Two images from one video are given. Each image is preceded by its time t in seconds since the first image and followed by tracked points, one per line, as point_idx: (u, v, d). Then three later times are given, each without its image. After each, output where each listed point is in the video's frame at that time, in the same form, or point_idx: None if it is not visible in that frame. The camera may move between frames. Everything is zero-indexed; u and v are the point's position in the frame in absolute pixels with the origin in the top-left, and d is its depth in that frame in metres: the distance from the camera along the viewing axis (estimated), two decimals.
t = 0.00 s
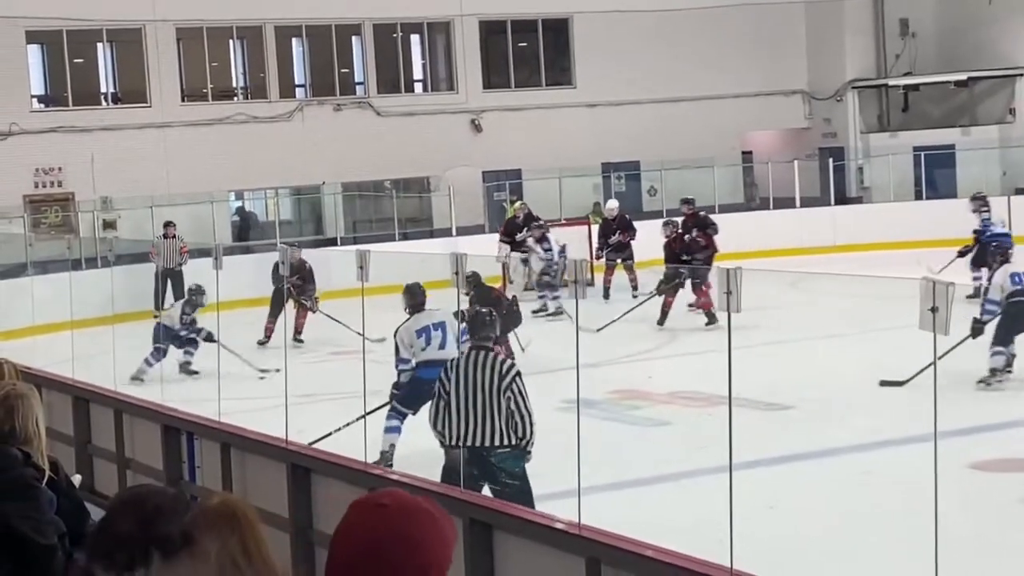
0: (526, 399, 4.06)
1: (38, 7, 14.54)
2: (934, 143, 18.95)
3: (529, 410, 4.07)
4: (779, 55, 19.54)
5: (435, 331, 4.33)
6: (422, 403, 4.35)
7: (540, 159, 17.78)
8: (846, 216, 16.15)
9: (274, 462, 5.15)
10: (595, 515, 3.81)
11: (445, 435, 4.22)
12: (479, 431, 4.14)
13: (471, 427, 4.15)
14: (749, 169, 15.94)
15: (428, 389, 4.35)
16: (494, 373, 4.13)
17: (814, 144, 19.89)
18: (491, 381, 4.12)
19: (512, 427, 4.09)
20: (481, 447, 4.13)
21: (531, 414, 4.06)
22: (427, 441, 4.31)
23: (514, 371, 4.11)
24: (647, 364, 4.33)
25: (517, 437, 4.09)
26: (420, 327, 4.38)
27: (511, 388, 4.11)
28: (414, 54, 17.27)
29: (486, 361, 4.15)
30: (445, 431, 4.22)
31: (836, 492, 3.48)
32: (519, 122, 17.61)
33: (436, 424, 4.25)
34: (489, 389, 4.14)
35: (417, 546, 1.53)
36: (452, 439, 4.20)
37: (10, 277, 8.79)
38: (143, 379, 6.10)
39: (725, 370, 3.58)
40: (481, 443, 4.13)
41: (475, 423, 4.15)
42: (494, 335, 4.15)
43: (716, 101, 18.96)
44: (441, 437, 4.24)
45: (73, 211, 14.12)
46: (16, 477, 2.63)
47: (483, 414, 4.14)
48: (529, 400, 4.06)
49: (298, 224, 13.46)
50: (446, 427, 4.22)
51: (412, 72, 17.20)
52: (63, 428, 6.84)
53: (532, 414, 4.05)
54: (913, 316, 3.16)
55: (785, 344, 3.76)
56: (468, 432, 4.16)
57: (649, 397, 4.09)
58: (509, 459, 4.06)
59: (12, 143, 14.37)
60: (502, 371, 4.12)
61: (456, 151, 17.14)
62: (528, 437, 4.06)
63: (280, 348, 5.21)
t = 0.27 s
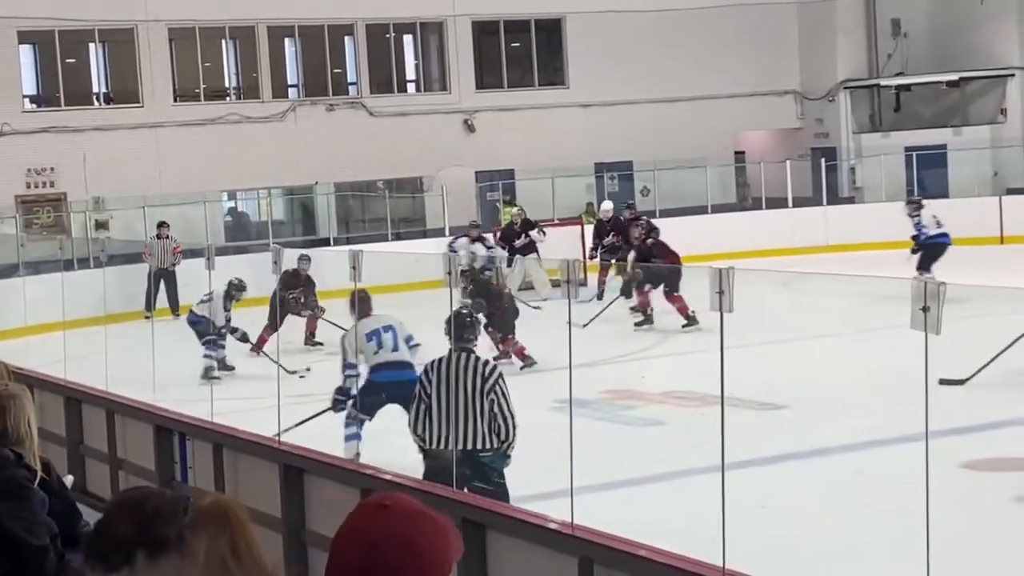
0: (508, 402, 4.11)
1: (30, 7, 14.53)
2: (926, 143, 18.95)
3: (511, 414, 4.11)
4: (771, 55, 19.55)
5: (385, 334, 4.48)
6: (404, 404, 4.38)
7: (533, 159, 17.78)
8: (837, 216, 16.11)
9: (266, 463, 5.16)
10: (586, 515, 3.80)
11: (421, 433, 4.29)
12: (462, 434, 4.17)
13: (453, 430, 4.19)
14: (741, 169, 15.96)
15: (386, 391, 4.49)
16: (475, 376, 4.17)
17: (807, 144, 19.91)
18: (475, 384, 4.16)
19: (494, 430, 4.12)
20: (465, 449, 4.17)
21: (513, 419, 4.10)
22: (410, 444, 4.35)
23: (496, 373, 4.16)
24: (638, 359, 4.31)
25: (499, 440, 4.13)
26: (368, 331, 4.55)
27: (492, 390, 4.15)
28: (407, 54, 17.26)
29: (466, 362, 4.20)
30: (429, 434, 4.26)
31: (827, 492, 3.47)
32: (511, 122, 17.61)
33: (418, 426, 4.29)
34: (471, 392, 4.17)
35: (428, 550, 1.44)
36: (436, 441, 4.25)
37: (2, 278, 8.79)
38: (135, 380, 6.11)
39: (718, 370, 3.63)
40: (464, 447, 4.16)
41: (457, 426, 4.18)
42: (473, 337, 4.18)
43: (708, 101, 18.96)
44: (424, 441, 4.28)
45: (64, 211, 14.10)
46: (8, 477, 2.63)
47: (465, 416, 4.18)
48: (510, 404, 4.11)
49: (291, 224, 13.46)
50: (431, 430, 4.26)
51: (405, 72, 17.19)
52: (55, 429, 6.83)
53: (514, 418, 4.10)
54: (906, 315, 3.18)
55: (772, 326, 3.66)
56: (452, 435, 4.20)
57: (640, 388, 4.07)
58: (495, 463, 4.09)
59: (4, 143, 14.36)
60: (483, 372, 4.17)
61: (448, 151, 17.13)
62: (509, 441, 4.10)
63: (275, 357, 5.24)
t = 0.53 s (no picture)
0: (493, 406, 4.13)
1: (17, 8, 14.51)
2: (914, 144, 18.98)
3: (496, 419, 4.14)
4: (760, 57, 19.57)
5: (333, 331, 4.65)
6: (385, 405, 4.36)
7: (522, 160, 17.78)
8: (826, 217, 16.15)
9: (254, 464, 5.16)
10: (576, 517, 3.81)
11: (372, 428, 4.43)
12: (446, 437, 4.17)
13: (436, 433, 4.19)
14: (730, 170, 15.96)
15: (333, 389, 4.64)
16: (460, 380, 4.16)
17: (795, 145, 19.95)
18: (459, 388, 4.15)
19: (477, 435, 4.13)
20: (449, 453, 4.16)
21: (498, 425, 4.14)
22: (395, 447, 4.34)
23: (481, 377, 4.14)
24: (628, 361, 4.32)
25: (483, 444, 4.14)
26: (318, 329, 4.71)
27: (476, 394, 4.14)
28: (396, 54, 17.23)
29: (450, 365, 4.19)
30: (412, 436, 4.26)
31: (814, 492, 3.49)
32: (500, 123, 17.62)
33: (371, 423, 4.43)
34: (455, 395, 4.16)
35: (364, 537, 1.53)
36: (419, 444, 4.24)
37: None
38: (123, 381, 6.11)
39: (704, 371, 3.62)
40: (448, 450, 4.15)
41: (441, 429, 4.18)
42: (458, 339, 4.17)
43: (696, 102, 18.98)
44: (406, 442, 4.28)
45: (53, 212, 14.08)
46: None
47: (448, 419, 4.17)
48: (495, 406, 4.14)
49: (280, 226, 13.46)
50: (414, 432, 4.25)
51: (394, 73, 17.17)
52: (43, 430, 6.83)
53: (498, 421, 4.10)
54: (893, 315, 3.17)
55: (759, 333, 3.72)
56: (436, 439, 4.19)
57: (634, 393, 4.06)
58: (479, 466, 4.10)
59: None
60: (468, 375, 4.15)
61: (438, 152, 17.12)
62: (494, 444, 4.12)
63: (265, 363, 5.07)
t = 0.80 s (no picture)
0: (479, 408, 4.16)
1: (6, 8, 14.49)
2: (904, 144, 19.00)
3: (483, 423, 4.17)
4: (750, 57, 19.58)
5: (307, 330, 4.78)
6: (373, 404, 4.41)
7: (513, 161, 17.77)
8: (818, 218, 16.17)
9: (245, 465, 5.15)
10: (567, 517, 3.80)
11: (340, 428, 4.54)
12: (432, 438, 4.22)
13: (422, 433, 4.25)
14: (722, 170, 15.97)
15: (307, 387, 4.82)
16: (445, 382, 4.19)
17: (786, 146, 19.96)
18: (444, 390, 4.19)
19: (463, 437, 4.19)
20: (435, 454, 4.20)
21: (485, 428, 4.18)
22: (383, 448, 4.39)
23: (467, 379, 4.17)
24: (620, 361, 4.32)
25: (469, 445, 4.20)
26: (291, 329, 4.85)
27: (462, 396, 4.18)
28: (387, 55, 17.21)
29: (436, 366, 4.21)
30: (399, 436, 4.31)
31: (807, 494, 3.48)
32: (491, 123, 17.61)
33: (339, 424, 4.53)
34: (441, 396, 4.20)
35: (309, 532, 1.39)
36: (405, 443, 4.29)
37: None
38: (113, 381, 6.10)
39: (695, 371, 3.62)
40: (433, 451, 4.20)
41: (427, 429, 4.24)
42: (444, 340, 4.20)
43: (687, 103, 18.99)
44: (394, 441, 4.33)
45: (42, 212, 14.05)
46: None
47: (434, 420, 4.22)
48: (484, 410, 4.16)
49: (270, 226, 13.44)
50: (402, 433, 4.30)
51: (385, 74, 17.15)
52: (32, 431, 6.80)
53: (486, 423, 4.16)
54: (884, 317, 3.16)
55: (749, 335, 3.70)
56: (422, 439, 4.25)
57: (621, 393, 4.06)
58: (466, 469, 4.14)
59: None
60: (455, 378, 4.18)
61: (428, 152, 17.11)
62: (480, 446, 4.18)
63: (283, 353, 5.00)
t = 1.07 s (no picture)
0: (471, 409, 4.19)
1: None
2: (895, 145, 19.02)
3: (474, 425, 4.19)
4: (741, 57, 19.59)
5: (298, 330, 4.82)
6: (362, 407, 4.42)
7: (504, 161, 17.77)
8: (808, 218, 16.17)
9: (236, 466, 5.15)
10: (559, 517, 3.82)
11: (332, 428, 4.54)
12: (420, 439, 4.23)
13: (410, 435, 4.25)
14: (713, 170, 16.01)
15: (298, 387, 4.88)
16: (434, 384, 4.22)
17: (777, 146, 19.98)
18: (432, 391, 4.22)
19: (452, 438, 4.20)
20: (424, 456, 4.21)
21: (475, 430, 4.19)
22: (374, 449, 4.38)
23: (456, 380, 4.20)
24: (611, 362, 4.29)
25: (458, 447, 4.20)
26: (281, 327, 4.91)
27: (451, 397, 4.22)
28: (379, 55, 17.20)
29: (426, 367, 4.24)
30: (387, 438, 4.31)
31: (799, 495, 3.49)
32: (482, 124, 17.61)
33: (332, 423, 4.54)
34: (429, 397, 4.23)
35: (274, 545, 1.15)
36: (393, 446, 4.29)
37: None
38: (105, 382, 6.09)
39: (686, 372, 3.63)
40: (422, 453, 4.21)
41: (415, 431, 4.25)
42: (435, 339, 4.20)
43: (678, 103, 19.00)
44: (382, 444, 4.33)
45: (33, 213, 14.05)
46: None
47: (422, 422, 4.24)
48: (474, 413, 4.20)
49: (261, 227, 13.43)
50: (390, 435, 4.31)
51: (376, 74, 17.14)
52: (23, 433, 6.80)
53: (474, 424, 4.20)
54: (872, 316, 3.22)
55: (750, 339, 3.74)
56: (410, 441, 4.25)
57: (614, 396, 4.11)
58: (455, 470, 4.14)
59: None
60: (444, 379, 4.21)
61: (420, 152, 17.12)
62: (470, 447, 4.18)
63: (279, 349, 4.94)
